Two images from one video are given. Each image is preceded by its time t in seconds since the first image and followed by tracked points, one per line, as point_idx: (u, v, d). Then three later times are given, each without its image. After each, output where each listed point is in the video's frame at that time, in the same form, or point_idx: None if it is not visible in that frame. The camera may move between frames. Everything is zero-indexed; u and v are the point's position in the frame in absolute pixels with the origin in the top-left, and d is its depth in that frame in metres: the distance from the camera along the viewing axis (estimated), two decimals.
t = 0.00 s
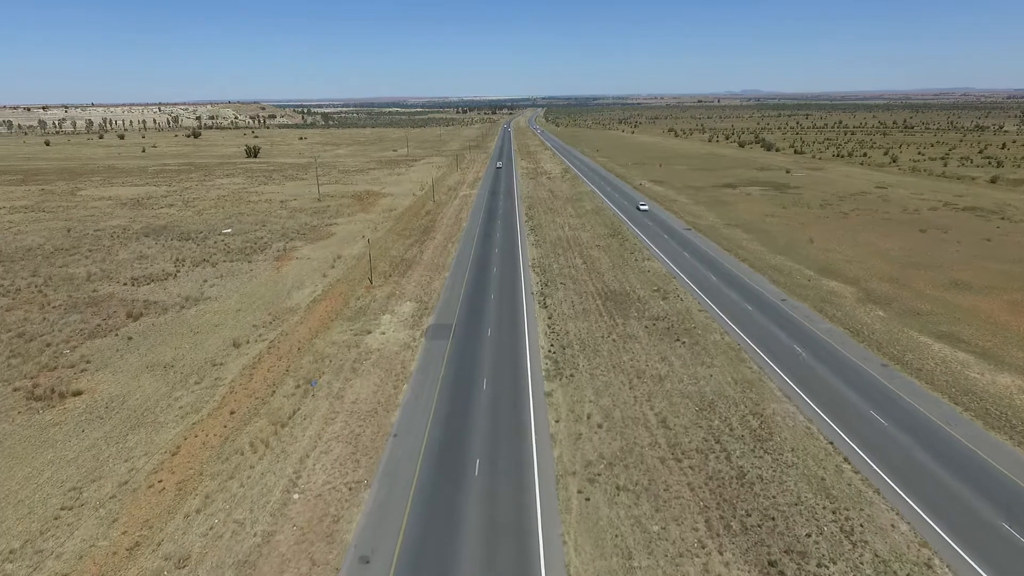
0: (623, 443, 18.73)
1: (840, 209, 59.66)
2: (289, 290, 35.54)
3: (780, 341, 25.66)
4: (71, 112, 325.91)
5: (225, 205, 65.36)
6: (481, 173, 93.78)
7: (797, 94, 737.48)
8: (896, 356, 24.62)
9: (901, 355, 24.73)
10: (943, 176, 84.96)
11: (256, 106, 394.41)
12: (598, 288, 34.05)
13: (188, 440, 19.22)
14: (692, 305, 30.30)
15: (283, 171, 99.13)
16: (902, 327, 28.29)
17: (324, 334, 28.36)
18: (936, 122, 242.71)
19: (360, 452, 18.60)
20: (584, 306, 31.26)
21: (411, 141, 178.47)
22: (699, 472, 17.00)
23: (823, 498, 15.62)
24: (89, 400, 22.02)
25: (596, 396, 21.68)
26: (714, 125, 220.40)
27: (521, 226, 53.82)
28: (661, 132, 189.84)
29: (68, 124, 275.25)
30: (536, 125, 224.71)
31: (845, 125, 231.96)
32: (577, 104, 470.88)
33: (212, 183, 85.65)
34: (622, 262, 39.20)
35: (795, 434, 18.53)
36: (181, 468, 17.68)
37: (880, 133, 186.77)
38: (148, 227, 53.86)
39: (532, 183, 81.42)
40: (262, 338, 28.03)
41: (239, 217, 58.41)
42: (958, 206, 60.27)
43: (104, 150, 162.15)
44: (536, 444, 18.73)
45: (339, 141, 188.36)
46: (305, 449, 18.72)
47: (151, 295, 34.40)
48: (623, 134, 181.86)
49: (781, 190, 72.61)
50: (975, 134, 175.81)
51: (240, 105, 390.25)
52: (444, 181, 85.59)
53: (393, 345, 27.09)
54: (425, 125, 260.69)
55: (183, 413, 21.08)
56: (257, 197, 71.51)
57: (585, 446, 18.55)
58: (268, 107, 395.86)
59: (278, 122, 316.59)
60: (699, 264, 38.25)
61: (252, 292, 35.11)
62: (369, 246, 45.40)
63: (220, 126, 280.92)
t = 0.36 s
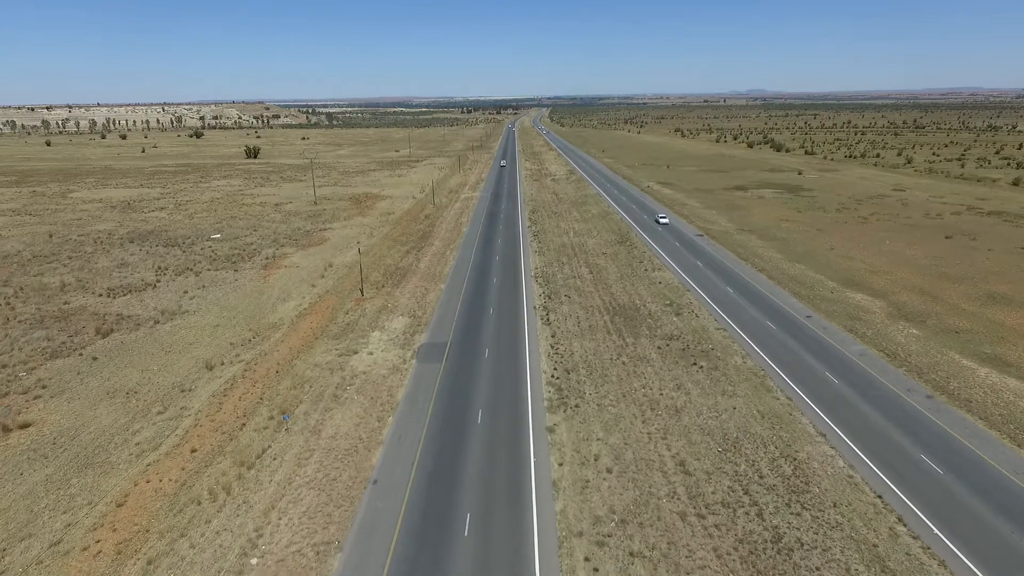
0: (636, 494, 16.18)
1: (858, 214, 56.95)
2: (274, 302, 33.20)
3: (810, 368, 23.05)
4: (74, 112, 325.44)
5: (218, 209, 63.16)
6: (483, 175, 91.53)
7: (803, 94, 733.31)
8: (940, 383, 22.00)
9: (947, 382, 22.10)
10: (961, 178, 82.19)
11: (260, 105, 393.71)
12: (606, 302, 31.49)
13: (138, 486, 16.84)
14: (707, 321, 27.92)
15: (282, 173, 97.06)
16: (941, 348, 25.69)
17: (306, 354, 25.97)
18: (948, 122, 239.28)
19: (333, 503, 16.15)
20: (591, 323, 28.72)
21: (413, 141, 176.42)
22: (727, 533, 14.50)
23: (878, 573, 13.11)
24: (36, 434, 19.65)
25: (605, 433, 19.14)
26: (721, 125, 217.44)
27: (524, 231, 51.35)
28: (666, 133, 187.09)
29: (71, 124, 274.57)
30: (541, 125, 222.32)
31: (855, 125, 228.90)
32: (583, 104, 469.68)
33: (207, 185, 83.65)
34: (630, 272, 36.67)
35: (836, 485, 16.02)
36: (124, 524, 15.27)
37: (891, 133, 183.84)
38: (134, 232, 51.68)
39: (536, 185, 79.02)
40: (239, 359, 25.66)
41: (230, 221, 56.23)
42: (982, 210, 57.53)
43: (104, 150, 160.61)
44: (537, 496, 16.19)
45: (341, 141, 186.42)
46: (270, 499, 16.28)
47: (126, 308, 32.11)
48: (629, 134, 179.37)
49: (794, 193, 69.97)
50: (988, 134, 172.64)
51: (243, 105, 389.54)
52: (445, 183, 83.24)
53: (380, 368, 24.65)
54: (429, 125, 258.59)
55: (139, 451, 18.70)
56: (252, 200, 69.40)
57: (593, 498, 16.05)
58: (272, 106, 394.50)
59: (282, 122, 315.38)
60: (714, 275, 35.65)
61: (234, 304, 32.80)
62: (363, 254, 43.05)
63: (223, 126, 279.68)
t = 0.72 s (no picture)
0: (648, 562, 13.75)
1: (870, 218, 54.58)
2: (248, 318, 30.71)
3: (837, 398, 20.64)
4: (69, 112, 323.17)
5: (201, 213, 60.65)
6: (479, 177, 89.07)
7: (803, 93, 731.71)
8: (985, 417, 19.56)
9: (992, 415, 19.66)
10: (970, 179, 80.02)
11: (256, 105, 390.45)
12: (608, 318, 29.06)
13: (64, 551, 14.37)
14: (719, 341, 25.53)
15: (272, 175, 94.54)
16: (978, 371, 23.27)
17: (277, 380, 23.46)
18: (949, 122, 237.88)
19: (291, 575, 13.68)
20: (591, 343, 26.28)
21: (409, 142, 174.04)
22: None
23: None
24: None
25: (610, 481, 16.68)
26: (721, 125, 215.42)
27: (521, 237, 48.87)
28: (667, 133, 184.93)
29: (64, 124, 271.90)
30: (539, 125, 219.98)
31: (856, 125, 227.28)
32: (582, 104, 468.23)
33: (195, 187, 81.15)
34: (633, 284, 34.22)
35: (883, 554, 13.64)
36: None
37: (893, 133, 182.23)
38: (110, 238, 49.16)
39: (533, 187, 76.62)
40: (202, 386, 23.17)
41: (213, 227, 53.74)
42: (998, 214, 55.22)
43: (94, 151, 157.98)
44: (530, 564, 13.81)
45: (337, 141, 184.29)
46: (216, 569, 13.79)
47: (86, 325, 29.59)
48: (629, 134, 177.16)
49: (800, 196, 67.67)
50: (991, 134, 171.17)
51: (239, 104, 387.16)
52: (440, 185, 80.83)
53: (358, 398, 22.14)
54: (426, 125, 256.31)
55: (72, 503, 16.21)
56: (238, 203, 66.88)
57: (597, 569, 13.59)
58: (268, 106, 391.10)
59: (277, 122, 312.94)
60: (724, 287, 33.20)
61: (205, 321, 30.30)
62: (348, 263, 40.59)
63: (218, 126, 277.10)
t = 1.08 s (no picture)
0: None
1: (884, 224, 52.12)
2: (221, 337, 28.30)
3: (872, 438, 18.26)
4: (65, 112, 320.97)
5: (186, 218, 58.26)
6: (477, 179, 86.63)
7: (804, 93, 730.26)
8: None
9: None
10: (983, 181, 77.63)
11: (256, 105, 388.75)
12: (611, 339, 26.66)
13: None
14: (735, 366, 23.06)
15: (265, 176, 92.15)
16: None
17: (243, 412, 21.04)
18: (954, 122, 235.58)
19: None
20: (594, 368, 23.86)
21: (407, 142, 171.87)
22: None
23: None
24: None
25: (617, 547, 14.28)
26: (723, 125, 213.15)
27: (518, 245, 46.46)
28: (669, 133, 182.52)
29: (60, 124, 269.94)
30: (539, 125, 217.54)
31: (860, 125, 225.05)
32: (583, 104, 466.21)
33: (184, 190, 78.75)
34: (639, 298, 31.80)
35: None
36: None
37: (899, 133, 180.04)
38: (87, 245, 46.76)
39: (532, 190, 74.29)
40: (159, 419, 20.76)
41: (197, 233, 51.35)
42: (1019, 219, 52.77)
43: (87, 151, 155.91)
44: None
45: (335, 142, 182.09)
46: None
47: (44, 344, 27.20)
48: (630, 134, 174.92)
49: (809, 200, 65.26)
50: (998, 134, 169.43)
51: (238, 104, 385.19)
52: (437, 187, 78.42)
53: (332, 435, 19.69)
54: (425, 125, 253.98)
55: None
56: (226, 207, 64.49)
57: None
58: (268, 105, 389.56)
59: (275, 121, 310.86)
60: (736, 302, 30.78)
61: (173, 340, 27.89)
62: (334, 273, 38.21)
63: (215, 125, 274.91)
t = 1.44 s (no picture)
0: None
1: (900, 230, 49.72)
2: (187, 359, 25.82)
3: (918, 491, 15.85)
4: (62, 112, 318.86)
5: (169, 223, 55.79)
6: (475, 181, 84.26)
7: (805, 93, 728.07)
8: None
9: None
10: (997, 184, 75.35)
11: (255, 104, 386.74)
12: (616, 365, 24.17)
13: None
14: (755, 398, 20.62)
15: (256, 179, 89.73)
16: None
17: (199, 453, 18.56)
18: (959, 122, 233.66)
19: None
20: (596, 400, 21.39)
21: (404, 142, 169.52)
22: None
23: None
24: None
25: None
26: (725, 125, 211.00)
27: (516, 253, 44.01)
28: (671, 133, 180.28)
29: (56, 124, 267.75)
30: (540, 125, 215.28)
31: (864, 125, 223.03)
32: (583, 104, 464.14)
33: (172, 193, 76.31)
34: (645, 315, 29.36)
35: None
36: None
37: (904, 134, 178.05)
38: (60, 253, 44.25)
39: (531, 193, 71.89)
40: (104, 462, 18.30)
41: (178, 239, 48.92)
42: None
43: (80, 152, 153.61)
44: None
45: (333, 142, 180.30)
46: None
47: None
48: (631, 134, 172.79)
49: (819, 204, 62.87)
50: (1005, 134, 167.75)
51: (236, 104, 383.29)
52: (433, 190, 76.07)
53: (298, 483, 17.22)
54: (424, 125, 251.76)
55: None
56: (212, 211, 62.02)
57: None
58: (267, 105, 387.89)
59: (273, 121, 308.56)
60: (751, 320, 28.31)
61: (134, 363, 25.40)
62: (318, 285, 35.77)
63: (212, 125, 272.55)
